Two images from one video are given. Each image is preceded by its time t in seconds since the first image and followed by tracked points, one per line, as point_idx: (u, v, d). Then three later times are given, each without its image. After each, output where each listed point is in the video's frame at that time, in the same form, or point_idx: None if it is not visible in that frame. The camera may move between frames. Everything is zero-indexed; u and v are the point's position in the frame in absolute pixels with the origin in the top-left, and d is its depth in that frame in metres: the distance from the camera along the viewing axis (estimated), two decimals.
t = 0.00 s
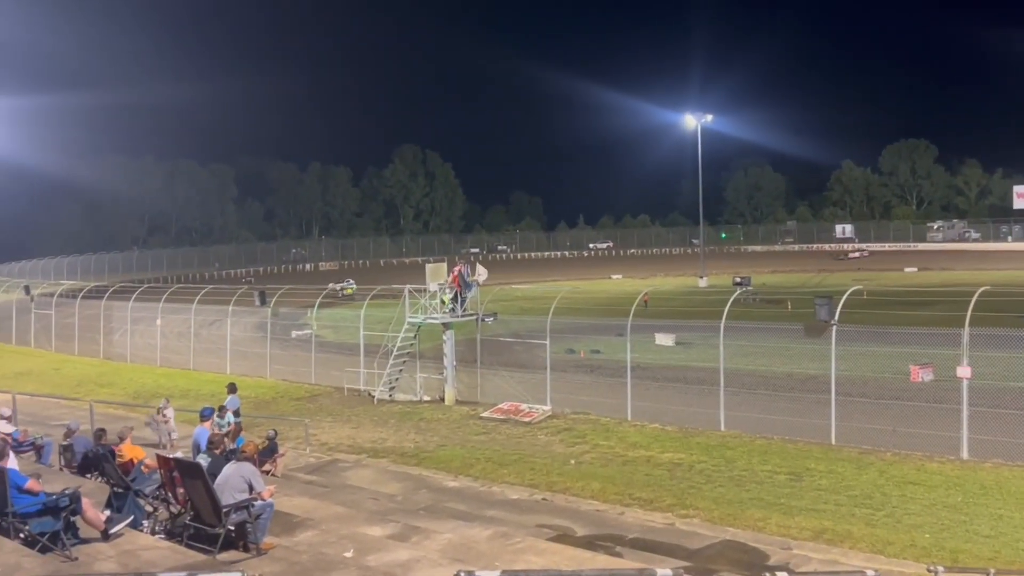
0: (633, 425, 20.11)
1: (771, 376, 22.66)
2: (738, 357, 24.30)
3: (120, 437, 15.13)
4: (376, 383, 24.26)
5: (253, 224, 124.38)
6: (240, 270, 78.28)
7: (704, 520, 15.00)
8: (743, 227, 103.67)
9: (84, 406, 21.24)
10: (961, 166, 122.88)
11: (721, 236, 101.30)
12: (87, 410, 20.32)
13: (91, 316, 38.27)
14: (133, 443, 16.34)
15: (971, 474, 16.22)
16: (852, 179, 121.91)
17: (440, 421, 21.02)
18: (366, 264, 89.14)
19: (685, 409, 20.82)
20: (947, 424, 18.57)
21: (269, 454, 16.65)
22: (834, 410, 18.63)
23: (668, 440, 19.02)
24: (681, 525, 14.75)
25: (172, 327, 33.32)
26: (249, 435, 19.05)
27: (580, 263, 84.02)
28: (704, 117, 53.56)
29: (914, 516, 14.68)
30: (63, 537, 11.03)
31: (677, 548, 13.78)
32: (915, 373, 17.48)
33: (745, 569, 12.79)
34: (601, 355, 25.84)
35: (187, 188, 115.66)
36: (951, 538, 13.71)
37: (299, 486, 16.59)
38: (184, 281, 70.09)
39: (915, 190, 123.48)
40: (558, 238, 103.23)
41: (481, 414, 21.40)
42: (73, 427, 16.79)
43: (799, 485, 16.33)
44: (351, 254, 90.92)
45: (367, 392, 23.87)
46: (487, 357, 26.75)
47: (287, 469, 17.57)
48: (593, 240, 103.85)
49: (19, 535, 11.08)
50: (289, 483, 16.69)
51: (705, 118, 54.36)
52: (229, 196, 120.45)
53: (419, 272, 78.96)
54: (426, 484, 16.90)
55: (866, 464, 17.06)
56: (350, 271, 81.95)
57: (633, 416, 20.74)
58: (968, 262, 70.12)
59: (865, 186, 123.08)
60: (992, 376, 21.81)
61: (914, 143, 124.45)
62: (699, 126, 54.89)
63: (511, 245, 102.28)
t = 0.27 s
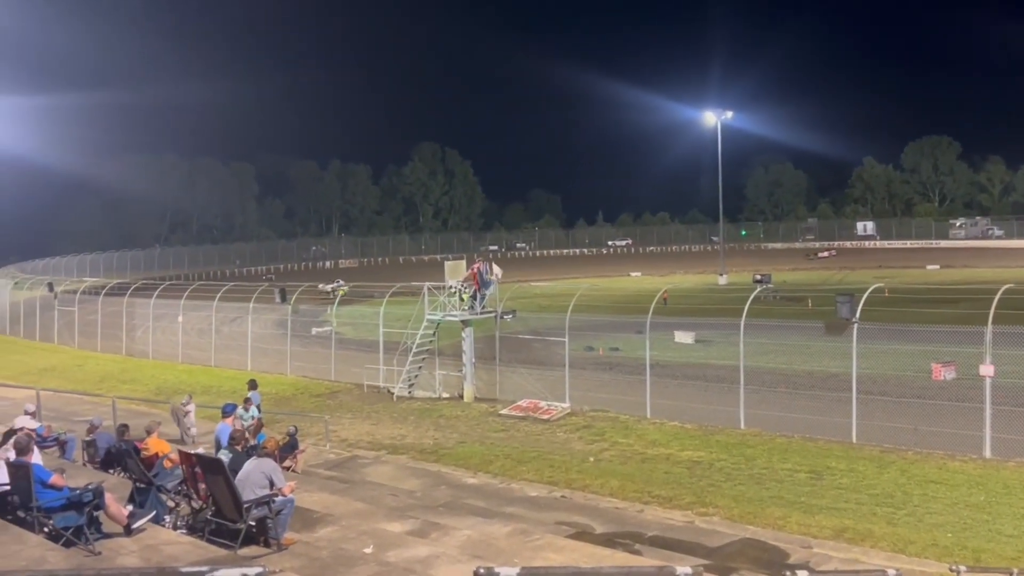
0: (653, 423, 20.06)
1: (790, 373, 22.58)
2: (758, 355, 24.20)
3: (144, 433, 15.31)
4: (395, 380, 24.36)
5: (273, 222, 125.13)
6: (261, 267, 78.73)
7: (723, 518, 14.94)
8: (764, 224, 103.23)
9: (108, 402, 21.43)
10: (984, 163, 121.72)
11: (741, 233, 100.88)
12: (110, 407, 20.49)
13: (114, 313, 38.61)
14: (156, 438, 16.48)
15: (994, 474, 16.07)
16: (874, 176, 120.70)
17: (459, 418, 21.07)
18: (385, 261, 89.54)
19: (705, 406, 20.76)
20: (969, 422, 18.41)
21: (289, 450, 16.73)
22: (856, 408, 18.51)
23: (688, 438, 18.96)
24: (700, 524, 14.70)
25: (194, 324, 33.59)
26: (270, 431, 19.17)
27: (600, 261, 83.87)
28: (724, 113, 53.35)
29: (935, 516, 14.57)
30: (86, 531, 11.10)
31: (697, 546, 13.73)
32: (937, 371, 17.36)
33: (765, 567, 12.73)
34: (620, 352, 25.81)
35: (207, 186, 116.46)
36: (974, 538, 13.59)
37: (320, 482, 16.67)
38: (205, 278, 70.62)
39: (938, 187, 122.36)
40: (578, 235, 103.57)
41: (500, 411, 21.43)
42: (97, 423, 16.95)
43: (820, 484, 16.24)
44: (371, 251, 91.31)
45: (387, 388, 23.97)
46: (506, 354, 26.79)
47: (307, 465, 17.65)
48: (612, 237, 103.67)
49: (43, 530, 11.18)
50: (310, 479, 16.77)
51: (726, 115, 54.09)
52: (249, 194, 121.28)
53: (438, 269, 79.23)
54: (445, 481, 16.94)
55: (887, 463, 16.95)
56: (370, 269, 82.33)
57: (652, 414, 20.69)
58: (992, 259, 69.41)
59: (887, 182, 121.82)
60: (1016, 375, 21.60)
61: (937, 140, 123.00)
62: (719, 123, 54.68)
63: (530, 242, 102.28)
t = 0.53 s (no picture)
0: (669, 418, 20.04)
1: (807, 369, 22.52)
2: (775, 351, 24.13)
3: (164, 427, 15.45)
4: (412, 375, 24.45)
5: (291, 217, 125.69)
6: (279, 262, 79.14)
7: (740, 514, 14.91)
8: (781, 219, 102.77)
9: (127, 396, 21.59)
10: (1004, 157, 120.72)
11: (758, 228, 100.57)
12: (129, 401, 20.66)
13: (133, 308, 38.93)
14: (175, 431, 16.59)
15: (1013, 470, 15.95)
16: (893, 170, 120.09)
17: (475, 413, 21.13)
18: (402, 256, 89.88)
19: (721, 402, 20.71)
20: (988, 419, 18.30)
21: (307, 443, 16.81)
22: (873, 404, 18.42)
23: (704, 434, 18.91)
24: (717, 519, 14.67)
25: (212, 318, 33.83)
26: (287, 425, 19.28)
27: (617, 256, 83.80)
28: (742, 108, 53.17)
29: (954, 513, 14.48)
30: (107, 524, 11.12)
31: (713, 541, 13.69)
32: (956, 367, 17.27)
33: (782, 563, 12.69)
34: (636, 348, 25.80)
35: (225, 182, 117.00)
36: (993, 535, 13.51)
37: (337, 476, 16.74)
38: (223, 273, 71.04)
39: (957, 181, 121.43)
40: (594, 230, 103.54)
41: (516, 406, 21.46)
42: (117, 417, 17.08)
43: (837, 480, 16.17)
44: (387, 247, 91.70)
45: (403, 383, 24.06)
46: (522, 350, 26.84)
47: (325, 459, 17.73)
48: (628, 232, 103.53)
49: (64, 523, 11.30)
50: (327, 473, 16.84)
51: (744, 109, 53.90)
52: (267, 190, 121.94)
53: (455, 264, 79.43)
54: (461, 475, 16.99)
55: (905, 459, 16.85)
56: (387, 264, 82.60)
57: (669, 409, 20.67)
58: (1014, 254, 68.86)
59: (906, 177, 121.19)
60: None
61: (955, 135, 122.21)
62: (736, 118, 54.52)
63: (546, 238, 102.23)
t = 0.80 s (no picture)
0: (683, 413, 20.03)
1: (823, 364, 22.47)
2: (790, 346, 24.04)
3: (180, 420, 15.55)
4: (426, 369, 24.52)
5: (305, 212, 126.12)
6: (295, 257, 79.47)
7: (755, 509, 14.88)
8: (797, 214, 102.32)
9: (144, 390, 21.75)
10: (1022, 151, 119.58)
11: (774, 223, 100.21)
12: (146, 395, 20.80)
13: (150, 301, 39.16)
14: (192, 425, 16.70)
15: None
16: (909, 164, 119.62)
17: (489, 407, 21.17)
18: (416, 251, 90.07)
19: (736, 397, 20.66)
20: (1005, 414, 18.22)
21: (322, 437, 16.86)
22: (889, 399, 18.35)
23: (719, 429, 18.89)
24: (731, 514, 14.65)
25: (228, 312, 34.01)
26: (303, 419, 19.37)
27: (632, 250, 83.67)
28: (757, 101, 52.94)
29: (972, 508, 14.40)
30: (124, 516, 11.20)
31: (729, 536, 13.66)
32: (972, 363, 17.28)
33: (798, 558, 12.66)
34: (651, 343, 25.75)
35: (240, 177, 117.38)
36: (1010, 531, 13.43)
37: (352, 470, 16.80)
38: (239, 267, 71.38)
39: (975, 176, 120.35)
40: (608, 225, 103.30)
41: (530, 401, 21.48)
42: (134, 411, 17.20)
43: (854, 475, 16.12)
44: (401, 242, 91.90)
45: (418, 377, 24.13)
46: (536, 344, 26.86)
47: (340, 452, 17.80)
48: (642, 227, 103.34)
49: (83, 515, 11.40)
50: (342, 467, 16.92)
51: (760, 103, 53.66)
52: (282, 185, 122.41)
53: (468, 259, 79.51)
54: (476, 469, 17.03)
55: (922, 455, 16.78)
56: (401, 258, 82.82)
57: (683, 404, 20.65)
58: None
59: (923, 171, 121.16)
60: None
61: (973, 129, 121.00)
62: (752, 111, 54.29)
63: (560, 232, 102.14)
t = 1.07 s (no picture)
0: (695, 407, 20.01)
1: (836, 359, 22.40)
2: (803, 341, 23.96)
3: (192, 415, 15.62)
4: (438, 364, 24.56)
5: (317, 207, 126.34)
6: (307, 252, 79.63)
7: (768, 503, 14.85)
8: (810, 208, 101.90)
9: (157, 384, 21.86)
10: None
11: (786, 217, 99.85)
12: (160, 389, 20.90)
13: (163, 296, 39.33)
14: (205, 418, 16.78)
15: None
16: (924, 158, 119.15)
17: (501, 402, 21.20)
18: (427, 245, 90.10)
19: (748, 392, 20.63)
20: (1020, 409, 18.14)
21: (335, 431, 16.91)
22: (903, 394, 18.28)
23: (732, 424, 18.86)
24: (744, 508, 14.63)
25: (240, 307, 34.13)
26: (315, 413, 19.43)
27: (643, 245, 83.53)
28: (771, 95, 52.69)
29: (986, 504, 14.34)
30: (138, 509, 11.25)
31: (741, 531, 13.64)
32: (987, 358, 17.24)
33: (811, 553, 12.63)
34: (662, 338, 25.73)
35: (252, 172, 117.65)
36: None
37: (364, 464, 16.84)
38: (252, 262, 71.58)
39: (989, 169, 119.59)
40: (620, 220, 103.08)
41: (541, 396, 21.49)
42: (147, 404, 17.28)
43: (867, 470, 16.07)
44: (413, 237, 91.98)
45: (430, 372, 24.19)
46: (548, 339, 26.86)
47: (352, 446, 17.85)
48: (654, 221, 103.10)
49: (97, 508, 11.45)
50: (355, 461, 16.96)
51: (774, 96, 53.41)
52: (293, 180, 122.73)
53: (480, 253, 79.52)
54: (488, 463, 17.05)
55: (936, 450, 16.71)
56: (413, 253, 82.94)
57: (696, 398, 20.64)
58: None
59: (937, 165, 120.24)
60: None
61: (988, 123, 119.54)
62: (765, 105, 54.03)
63: (571, 227, 101.98)
